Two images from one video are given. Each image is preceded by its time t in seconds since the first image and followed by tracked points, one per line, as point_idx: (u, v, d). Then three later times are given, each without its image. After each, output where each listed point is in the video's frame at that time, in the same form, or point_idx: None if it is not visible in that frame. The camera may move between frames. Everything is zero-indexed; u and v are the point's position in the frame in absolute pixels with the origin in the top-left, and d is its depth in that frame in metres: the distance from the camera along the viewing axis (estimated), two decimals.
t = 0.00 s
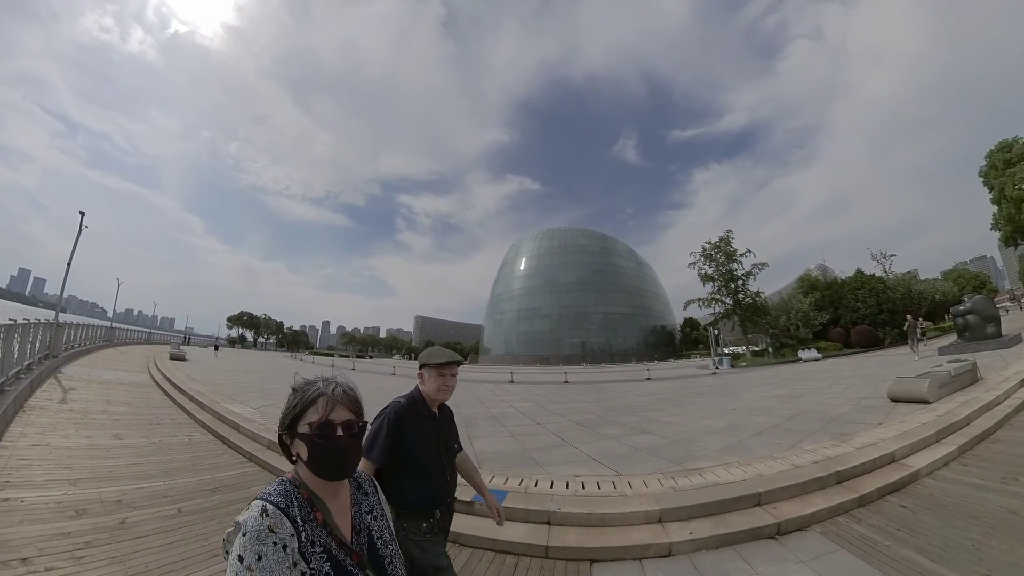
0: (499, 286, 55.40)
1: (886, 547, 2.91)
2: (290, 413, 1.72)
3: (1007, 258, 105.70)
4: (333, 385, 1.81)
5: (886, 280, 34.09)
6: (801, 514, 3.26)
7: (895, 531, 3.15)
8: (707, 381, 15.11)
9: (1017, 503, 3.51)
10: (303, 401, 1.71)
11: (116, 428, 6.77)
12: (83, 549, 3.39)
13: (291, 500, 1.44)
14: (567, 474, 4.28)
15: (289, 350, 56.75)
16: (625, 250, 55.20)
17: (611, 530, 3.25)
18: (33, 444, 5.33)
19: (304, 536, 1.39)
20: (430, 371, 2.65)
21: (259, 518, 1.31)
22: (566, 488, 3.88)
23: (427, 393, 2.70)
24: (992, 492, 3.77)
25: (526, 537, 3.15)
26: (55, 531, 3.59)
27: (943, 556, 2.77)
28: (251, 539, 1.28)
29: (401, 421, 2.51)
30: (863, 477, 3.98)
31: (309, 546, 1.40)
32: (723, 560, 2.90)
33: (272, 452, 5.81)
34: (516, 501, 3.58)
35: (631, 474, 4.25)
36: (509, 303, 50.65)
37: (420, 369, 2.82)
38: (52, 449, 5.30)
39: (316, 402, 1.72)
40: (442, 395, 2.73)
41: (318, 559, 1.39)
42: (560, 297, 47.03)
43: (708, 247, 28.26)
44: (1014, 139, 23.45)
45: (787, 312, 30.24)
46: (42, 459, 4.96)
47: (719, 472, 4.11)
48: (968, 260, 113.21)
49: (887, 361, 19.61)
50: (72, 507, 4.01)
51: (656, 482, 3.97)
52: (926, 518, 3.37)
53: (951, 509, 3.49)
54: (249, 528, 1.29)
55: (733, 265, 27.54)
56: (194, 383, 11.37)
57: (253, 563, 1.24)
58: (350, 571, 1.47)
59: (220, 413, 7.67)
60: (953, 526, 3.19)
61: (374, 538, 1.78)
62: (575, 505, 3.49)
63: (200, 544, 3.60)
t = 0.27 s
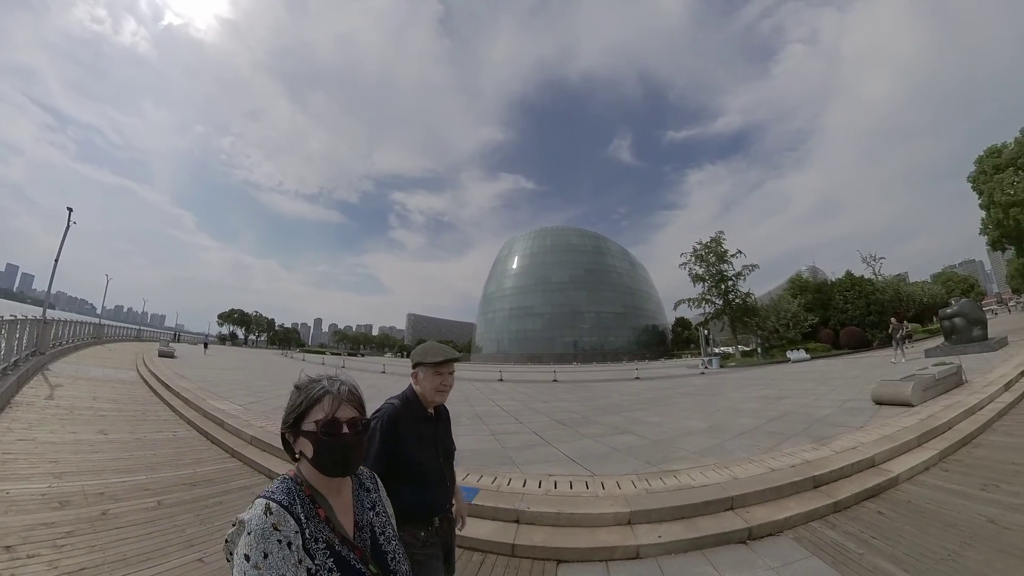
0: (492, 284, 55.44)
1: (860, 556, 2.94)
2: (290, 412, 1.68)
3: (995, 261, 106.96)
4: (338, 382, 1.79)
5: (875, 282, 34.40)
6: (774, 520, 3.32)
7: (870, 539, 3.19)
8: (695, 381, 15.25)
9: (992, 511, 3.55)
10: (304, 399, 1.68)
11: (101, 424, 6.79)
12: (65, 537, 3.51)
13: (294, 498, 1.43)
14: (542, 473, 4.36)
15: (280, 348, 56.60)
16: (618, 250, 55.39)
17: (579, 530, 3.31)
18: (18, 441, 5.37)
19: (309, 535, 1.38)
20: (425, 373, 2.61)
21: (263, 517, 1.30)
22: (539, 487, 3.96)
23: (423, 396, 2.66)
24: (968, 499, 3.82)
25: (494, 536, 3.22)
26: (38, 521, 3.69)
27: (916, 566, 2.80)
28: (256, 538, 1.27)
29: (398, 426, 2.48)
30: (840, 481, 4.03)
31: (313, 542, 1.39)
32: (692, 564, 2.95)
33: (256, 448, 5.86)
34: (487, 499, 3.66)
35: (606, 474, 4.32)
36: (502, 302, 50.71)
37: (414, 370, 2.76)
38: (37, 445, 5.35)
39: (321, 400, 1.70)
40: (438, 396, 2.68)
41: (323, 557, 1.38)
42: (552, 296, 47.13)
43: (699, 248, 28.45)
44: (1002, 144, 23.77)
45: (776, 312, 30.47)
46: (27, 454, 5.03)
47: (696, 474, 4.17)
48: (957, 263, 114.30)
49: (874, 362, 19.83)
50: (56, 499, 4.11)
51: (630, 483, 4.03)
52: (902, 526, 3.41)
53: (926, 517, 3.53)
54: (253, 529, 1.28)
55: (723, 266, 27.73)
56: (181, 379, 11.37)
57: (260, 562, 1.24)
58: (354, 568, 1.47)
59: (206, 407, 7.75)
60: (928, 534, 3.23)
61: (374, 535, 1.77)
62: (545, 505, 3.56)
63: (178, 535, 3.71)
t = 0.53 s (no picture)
0: (486, 283, 55.46)
1: (832, 562, 2.95)
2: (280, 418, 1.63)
3: (985, 263, 107.91)
4: (337, 385, 1.75)
5: (866, 283, 34.64)
6: (748, 524, 3.37)
7: (845, 546, 3.20)
8: (684, 381, 15.34)
9: (968, 517, 3.58)
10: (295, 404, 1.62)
11: (88, 420, 6.80)
12: (51, 527, 3.56)
13: (292, 503, 1.41)
14: (518, 471, 4.43)
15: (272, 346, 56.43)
16: (612, 250, 55.54)
17: (548, 529, 3.39)
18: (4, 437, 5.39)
19: (306, 540, 1.37)
20: (417, 370, 2.56)
21: (261, 523, 1.29)
22: (512, 485, 4.04)
23: (416, 395, 2.60)
24: (946, 505, 3.84)
25: (464, 534, 3.30)
26: (24, 512, 3.74)
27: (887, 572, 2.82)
28: (256, 544, 1.25)
29: (388, 425, 2.43)
30: (818, 485, 4.08)
31: (313, 547, 1.40)
32: (662, 566, 3.00)
33: (240, 445, 5.89)
34: (461, 496, 3.75)
35: (581, 474, 4.39)
36: (495, 301, 50.75)
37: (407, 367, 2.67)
38: (23, 441, 5.37)
39: (323, 403, 1.66)
40: (431, 395, 2.59)
41: (322, 562, 1.37)
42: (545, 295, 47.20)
43: (691, 248, 28.59)
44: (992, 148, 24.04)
45: (767, 313, 30.66)
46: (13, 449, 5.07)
47: (673, 476, 4.23)
48: (948, 265, 115.21)
49: (863, 363, 19.99)
50: (43, 491, 4.16)
51: (605, 484, 4.08)
52: (879, 533, 3.42)
53: (902, 522, 3.54)
54: (252, 535, 1.26)
55: (715, 266, 27.88)
56: (169, 377, 11.35)
57: (259, 568, 1.22)
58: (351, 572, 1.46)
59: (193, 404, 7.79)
60: (903, 540, 3.25)
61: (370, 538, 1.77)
62: (517, 503, 3.63)
63: (160, 526, 3.76)
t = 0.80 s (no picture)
0: (480, 283, 55.48)
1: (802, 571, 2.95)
2: (257, 430, 1.45)
3: (977, 265, 108.72)
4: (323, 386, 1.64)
5: (858, 285, 34.85)
6: (719, 529, 3.39)
7: (819, 555, 3.19)
8: (675, 381, 15.43)
9: (942, 525, 3.59)
10: (279, 416, 1.44)
11: (76, 416, 6.84)
12: (35, 518, 3.69)
13: (275, 515, 1.36)
14: (494, 470, 4.50)
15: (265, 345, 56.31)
16: (606, 250, 55.65)
17: (516, 529, 3.46)
18: None
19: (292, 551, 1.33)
20: (415, 377, 2.50)
21: (245, 539, 1.22)
22: (486, 483, 4.11)
23: (412, 401, 2.53)
24: (921, 511, 3.85)
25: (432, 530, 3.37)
26: (11, 503, 3.87)
27: None
28: (239, 562, 1.19)
29: (384, 430, 2.35)
30: (796, 491, 4.09)
31: (300, 558, 1.36)
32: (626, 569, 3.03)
33: (224, 441, 5.94)
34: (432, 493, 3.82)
35: (556, 474, 4.44)
36: (488, 301, 50.77)
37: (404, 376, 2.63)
38: (9, 438, 5.39)
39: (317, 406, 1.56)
40: (428, 402, 2.54)
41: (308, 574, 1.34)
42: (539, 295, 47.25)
43: (684, 249, 28.72)
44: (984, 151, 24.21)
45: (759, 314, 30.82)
46: None
47: (649, 479, 4.27)
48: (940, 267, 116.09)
49: (852, 365, 20.13)
50: (28, 484, 4.26)
51: (578, 485, 4.13)
52: (856, 542, 3.40)
53: (877, 529, 3.55)
54: (234, 553, 1.20)
55: (707, 267, 28.01)
56: (159, 375, 11.37)
57: None
58: None
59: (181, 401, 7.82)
60: (876, 548, 3.24)
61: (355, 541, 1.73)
62: (488, 502, 3.71)
63: (139, 517, 3.88)
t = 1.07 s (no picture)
0: (474, 282, 55.46)
1: None
2: (237, 425, 1.43)
3: (970, 268, 109.45)
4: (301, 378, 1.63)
5: (850, 286, 35.02)
6: (690, 534, 3.39)
7: (792, 563, 3.15)
8: (665, 382, 15.48)
9: (917, 529, 3.58)
10: (267, 411, 1.45)
11: (62, 412, 6.83)
12: (18, 507, 3.74)
13: (252, 506, 1.35)
14: (467, 469, 4.58)
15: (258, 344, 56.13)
16: (601, 251, 55.73)
17: (483, 527, 3.54)
18: None
19: (270, 544, 1.32)
20: (411, 366, 2.44)
21: (221, 529, 1.22)
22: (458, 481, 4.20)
23: (408, 390, 2.47)
24: (898, 516, 3.84)
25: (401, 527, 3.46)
26: None
27: None
28: (215, 552, 1.19)
29: (380, 422, 2.29)
30: (774, 496, 4.09)
31: (276, 551, 1.34)
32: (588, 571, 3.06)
33: (208, 437, 5.96)
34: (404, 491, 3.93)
35: (529, 474, 4.50)
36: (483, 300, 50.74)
37: (400, 364, 2.56)
38: None
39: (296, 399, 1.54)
40: (424, 392, 2.49)
41: (286, 567, 1.33)
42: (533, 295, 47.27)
43: (677, 249, 28.81)
44: (976, 153, 24.36)
45: (751, 314, 30.95)
46: None
47: (624, 481, 4.31)
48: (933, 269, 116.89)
49: (843, 366, 20.24)
50: (13, 475, 4.31)
51: (549, 485, 4.20)
52: (833, 550, 3.34)
53: (852, 534, 3.54)
54: (209, 540, 1.19)
55: (700, 267, 28.11)
56: (146, 373, 11.35)
57: None
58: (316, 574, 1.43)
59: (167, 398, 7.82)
60: (850, 555, 3.22)
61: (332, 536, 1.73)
62: (458, 500, 3.79)
63: (120, 508, 3.95)
